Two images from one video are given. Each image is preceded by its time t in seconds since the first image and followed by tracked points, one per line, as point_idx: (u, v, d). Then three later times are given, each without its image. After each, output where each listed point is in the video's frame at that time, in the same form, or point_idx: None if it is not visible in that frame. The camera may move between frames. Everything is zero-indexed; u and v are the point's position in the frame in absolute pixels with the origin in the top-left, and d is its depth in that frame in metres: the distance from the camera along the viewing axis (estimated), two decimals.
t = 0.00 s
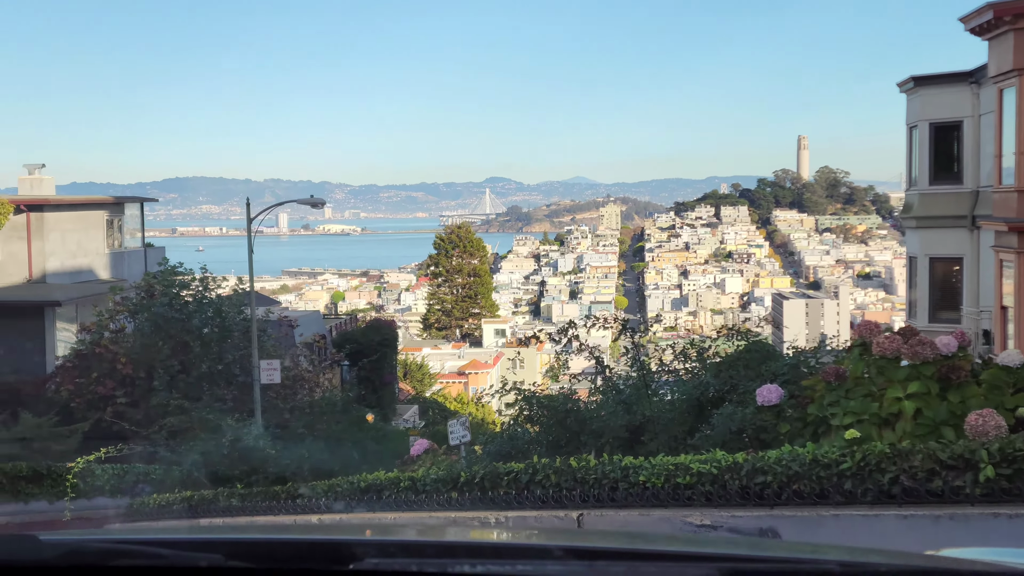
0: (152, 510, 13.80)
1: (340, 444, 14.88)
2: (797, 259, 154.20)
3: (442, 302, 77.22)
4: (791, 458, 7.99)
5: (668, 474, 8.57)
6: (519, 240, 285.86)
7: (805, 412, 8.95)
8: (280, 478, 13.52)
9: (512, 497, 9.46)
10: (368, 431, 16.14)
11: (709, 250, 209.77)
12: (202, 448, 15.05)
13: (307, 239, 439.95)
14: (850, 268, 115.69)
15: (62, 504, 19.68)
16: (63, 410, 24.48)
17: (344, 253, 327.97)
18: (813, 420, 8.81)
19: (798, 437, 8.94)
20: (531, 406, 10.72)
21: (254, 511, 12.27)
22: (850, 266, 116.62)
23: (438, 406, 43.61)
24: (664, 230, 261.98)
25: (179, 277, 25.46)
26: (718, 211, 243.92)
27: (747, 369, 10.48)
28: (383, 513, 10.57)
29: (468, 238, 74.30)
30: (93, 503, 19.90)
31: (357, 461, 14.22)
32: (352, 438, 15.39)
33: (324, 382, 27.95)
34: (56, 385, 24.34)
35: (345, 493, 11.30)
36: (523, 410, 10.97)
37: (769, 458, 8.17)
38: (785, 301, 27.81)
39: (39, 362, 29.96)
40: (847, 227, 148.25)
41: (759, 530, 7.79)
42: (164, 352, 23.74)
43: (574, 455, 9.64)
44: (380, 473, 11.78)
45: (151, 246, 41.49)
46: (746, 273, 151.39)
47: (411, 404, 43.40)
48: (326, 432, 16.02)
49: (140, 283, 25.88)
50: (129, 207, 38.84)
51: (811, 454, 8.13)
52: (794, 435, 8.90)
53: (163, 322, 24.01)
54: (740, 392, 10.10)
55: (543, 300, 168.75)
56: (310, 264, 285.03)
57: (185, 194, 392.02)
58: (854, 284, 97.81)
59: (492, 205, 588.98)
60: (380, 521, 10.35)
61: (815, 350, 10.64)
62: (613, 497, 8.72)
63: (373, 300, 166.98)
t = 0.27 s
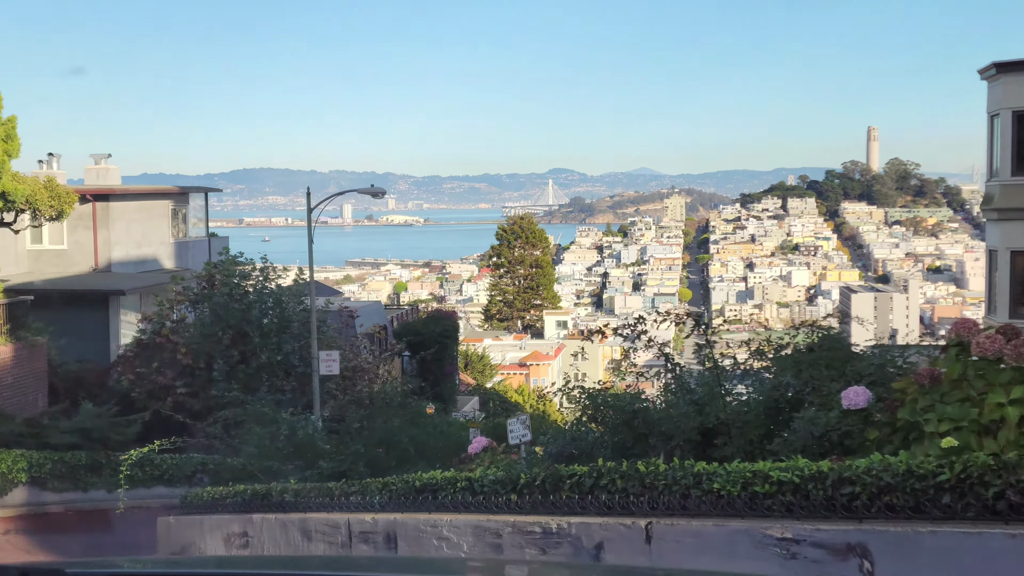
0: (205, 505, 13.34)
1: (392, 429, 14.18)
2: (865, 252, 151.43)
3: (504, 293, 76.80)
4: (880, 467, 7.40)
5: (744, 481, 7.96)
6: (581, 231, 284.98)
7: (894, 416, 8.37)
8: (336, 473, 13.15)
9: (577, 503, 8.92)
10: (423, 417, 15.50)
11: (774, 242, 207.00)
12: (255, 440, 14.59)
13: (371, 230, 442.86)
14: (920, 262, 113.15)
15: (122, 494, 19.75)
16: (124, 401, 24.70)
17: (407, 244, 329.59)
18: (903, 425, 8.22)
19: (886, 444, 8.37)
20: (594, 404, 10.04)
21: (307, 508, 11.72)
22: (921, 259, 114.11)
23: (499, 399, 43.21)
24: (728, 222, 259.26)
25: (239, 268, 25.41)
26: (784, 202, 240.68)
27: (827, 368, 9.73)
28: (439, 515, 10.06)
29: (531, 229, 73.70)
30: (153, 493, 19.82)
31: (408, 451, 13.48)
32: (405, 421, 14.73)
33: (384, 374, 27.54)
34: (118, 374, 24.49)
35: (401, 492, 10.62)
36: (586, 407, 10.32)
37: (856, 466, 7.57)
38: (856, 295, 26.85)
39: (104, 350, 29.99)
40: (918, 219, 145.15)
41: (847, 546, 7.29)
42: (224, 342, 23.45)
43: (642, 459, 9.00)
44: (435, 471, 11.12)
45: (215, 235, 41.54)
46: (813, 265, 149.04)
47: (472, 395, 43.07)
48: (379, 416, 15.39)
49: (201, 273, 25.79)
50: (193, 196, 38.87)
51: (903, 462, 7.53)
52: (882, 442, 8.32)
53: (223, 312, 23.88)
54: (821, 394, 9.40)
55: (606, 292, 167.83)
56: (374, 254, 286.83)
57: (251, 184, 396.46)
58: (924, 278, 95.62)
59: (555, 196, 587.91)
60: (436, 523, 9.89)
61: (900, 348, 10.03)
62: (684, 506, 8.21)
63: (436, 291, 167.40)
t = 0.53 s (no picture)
0: (264, 485, 12.99)
1: (454, 408, 13.62)
2: (940, 234, 148.01)
3: (570, 274, 76.15)
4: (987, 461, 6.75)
5: (834, 473, 7.41)
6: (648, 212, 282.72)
7: (998, 404, 7.67)
8: (396, 456, 12.72)
9: (649, 492, 8.37)
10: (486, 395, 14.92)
11: (846, 224, 203.43)
12: (315, 419, 14.20)
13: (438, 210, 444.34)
14: (998, 244, 110.21)
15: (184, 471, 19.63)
16: (188, 376, 24.85)
17: (473, 224, 330.12)
18: (1007, 415, 7.53)
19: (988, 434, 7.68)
20: (666, 386, 9.47)
21: (366, 491, 11.30)
22: (998, 242, 111.15)
23: (564, 380, 42.72)
24: (798, 203, 255.29)
25: (304, 246, 25.12)
26: (856, 184, 236.29)
27: (924, 346, 8.90)
28: (503, 501, 9.57)
29: (598, 209, 72.86)
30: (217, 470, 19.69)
31: (471, 433, 12.88)
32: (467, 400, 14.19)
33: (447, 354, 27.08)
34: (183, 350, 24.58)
35: (462, 476, 10.18)
36: (657, 389, 9.74)
37: (959, 459, 6.95)
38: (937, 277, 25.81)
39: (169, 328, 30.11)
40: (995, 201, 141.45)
41: (949, 547, 6.66)
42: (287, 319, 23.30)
43: (720, 446, 8.44)
44: (498, 454, 10.62)
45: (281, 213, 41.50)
46: (885, 248, 146.07)
47: (536, 376, 42.64)
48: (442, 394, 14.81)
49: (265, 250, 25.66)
50: (260, 174, 38.81)
51: (1011, 453, 6.84)
52: (984, 433, 7.63)
53: (286, 289, 23.82)
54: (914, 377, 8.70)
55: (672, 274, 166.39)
56: (440, 235, 287.80)
57: (319, 165, 399.65)
58: (1002, 261, 93.03)
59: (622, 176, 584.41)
60: (500, 510, 9.42)
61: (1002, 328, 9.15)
62: (766, 498, 7.65)
63: (501, 271, 167.33)
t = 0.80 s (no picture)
0: (330, 474, 12.56)
1: (524, 395, 13.07)
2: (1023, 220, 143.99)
3: (642, 260, 75.29)
4: None
5: (942, 476, 6.80)
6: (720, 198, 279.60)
7: None
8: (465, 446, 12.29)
9: (734, 491, 7.80)
10: (555, 381, 14.34)
11: (923, 210, 199.00)
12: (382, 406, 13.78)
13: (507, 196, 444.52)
14: None
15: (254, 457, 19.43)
16: (257, 361, 24.75)
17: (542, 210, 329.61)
18: None
19: None
20: (753, 377, 8.85)
21: (433, 481, 10.76)
22: None
23: (634, 367, 42.06)
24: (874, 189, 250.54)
25: (372, 230, 24.67)
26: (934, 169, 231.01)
27: None
28: (577, 497, 9.05)
29: (670, 193, 71.80)
30: (285, 456, 19.45)
31: (541, 421, 12.65)
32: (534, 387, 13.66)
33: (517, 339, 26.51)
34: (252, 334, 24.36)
35: (533, 469, 9.65)
36: (742, 380, 9.12)
37: None
38: None
39: (239, 313, 30.18)
40: None
41: None
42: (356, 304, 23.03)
43: (813, 443, 7.83)
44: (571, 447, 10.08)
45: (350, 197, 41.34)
46: (965, 234, 142.54)
47: (606, 363, 42.00)
48: (511, 379, 14.24)
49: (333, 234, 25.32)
50: (331, 157, 38.65)
51: None
52: None
53: (354, 274, 23.52)
54: None
55: (744, 260, 164.35)
56: (509, 220, 287.85)
57: (390, 151, 401.65)
58: None
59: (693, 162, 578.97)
60: (575, 507, 8.92)
61: None
62: (866, 500, 7.04)
63: (571, 257, 166.71)
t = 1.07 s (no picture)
0: (405, 462, 12.19)
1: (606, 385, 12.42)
2: None
3: (721, 246, 74.12)
4: None
5: None
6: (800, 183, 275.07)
7: None
8: (545, 436, 11.91)
9: (838, 492, 7.30)
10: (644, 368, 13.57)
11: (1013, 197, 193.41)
12: (459, 394, 13.42)
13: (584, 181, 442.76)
14: None
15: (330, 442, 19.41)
16: (332, 344, 24.68)
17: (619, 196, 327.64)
18: None
19: None
20: (858, 372, 8.34)
21: (512, 473, 10.34)
22: None
23: (714, 355, 41.26)
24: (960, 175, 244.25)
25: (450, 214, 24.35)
26: None
27: None
28: (666, 494, 8.59)
29: (752, 178, 70.49)
30: (361, 441, 19.29)
31: (625, 412, 11.91)
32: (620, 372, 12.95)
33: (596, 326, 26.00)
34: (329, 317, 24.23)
35: (620, 464, 9.15)
36: (846, 372, 8.52)
37: None
38: None
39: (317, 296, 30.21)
40: None
41: None
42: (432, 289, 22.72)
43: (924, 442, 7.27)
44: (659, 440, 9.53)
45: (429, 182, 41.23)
46: None
47: (685, 350, 41.27)
48: (592, 366, 13.70)
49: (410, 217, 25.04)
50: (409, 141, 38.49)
51: None
52: None
53: (431, 257, 23.18)
54: None
55: (825, 247, 161.37)
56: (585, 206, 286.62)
57: (467, 135, 402.92)
58: None
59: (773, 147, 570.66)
60: (663, 504, 8.50)
61: None
62: (985, 505, 6.49)
63: (648, 242, 165.28)
